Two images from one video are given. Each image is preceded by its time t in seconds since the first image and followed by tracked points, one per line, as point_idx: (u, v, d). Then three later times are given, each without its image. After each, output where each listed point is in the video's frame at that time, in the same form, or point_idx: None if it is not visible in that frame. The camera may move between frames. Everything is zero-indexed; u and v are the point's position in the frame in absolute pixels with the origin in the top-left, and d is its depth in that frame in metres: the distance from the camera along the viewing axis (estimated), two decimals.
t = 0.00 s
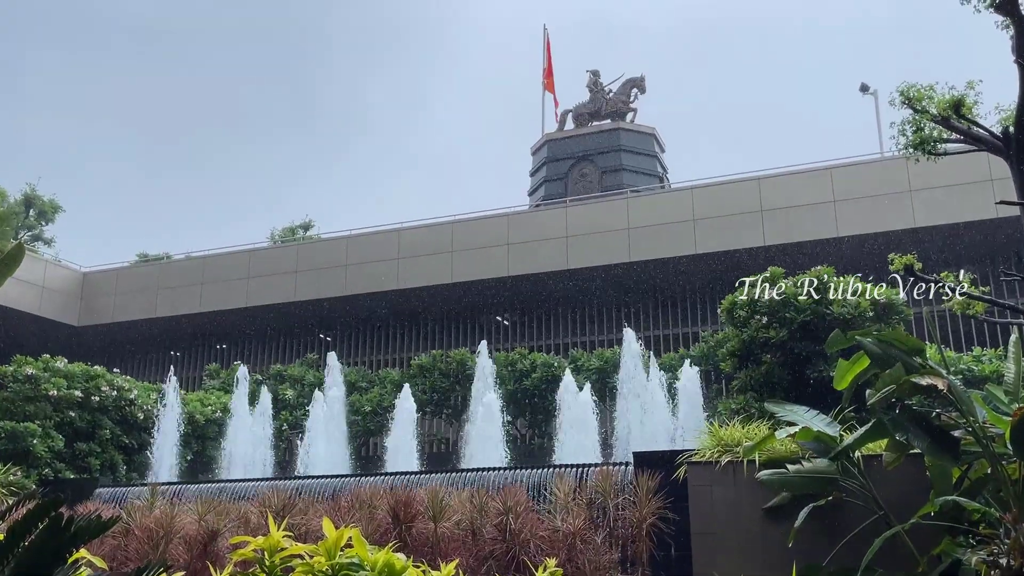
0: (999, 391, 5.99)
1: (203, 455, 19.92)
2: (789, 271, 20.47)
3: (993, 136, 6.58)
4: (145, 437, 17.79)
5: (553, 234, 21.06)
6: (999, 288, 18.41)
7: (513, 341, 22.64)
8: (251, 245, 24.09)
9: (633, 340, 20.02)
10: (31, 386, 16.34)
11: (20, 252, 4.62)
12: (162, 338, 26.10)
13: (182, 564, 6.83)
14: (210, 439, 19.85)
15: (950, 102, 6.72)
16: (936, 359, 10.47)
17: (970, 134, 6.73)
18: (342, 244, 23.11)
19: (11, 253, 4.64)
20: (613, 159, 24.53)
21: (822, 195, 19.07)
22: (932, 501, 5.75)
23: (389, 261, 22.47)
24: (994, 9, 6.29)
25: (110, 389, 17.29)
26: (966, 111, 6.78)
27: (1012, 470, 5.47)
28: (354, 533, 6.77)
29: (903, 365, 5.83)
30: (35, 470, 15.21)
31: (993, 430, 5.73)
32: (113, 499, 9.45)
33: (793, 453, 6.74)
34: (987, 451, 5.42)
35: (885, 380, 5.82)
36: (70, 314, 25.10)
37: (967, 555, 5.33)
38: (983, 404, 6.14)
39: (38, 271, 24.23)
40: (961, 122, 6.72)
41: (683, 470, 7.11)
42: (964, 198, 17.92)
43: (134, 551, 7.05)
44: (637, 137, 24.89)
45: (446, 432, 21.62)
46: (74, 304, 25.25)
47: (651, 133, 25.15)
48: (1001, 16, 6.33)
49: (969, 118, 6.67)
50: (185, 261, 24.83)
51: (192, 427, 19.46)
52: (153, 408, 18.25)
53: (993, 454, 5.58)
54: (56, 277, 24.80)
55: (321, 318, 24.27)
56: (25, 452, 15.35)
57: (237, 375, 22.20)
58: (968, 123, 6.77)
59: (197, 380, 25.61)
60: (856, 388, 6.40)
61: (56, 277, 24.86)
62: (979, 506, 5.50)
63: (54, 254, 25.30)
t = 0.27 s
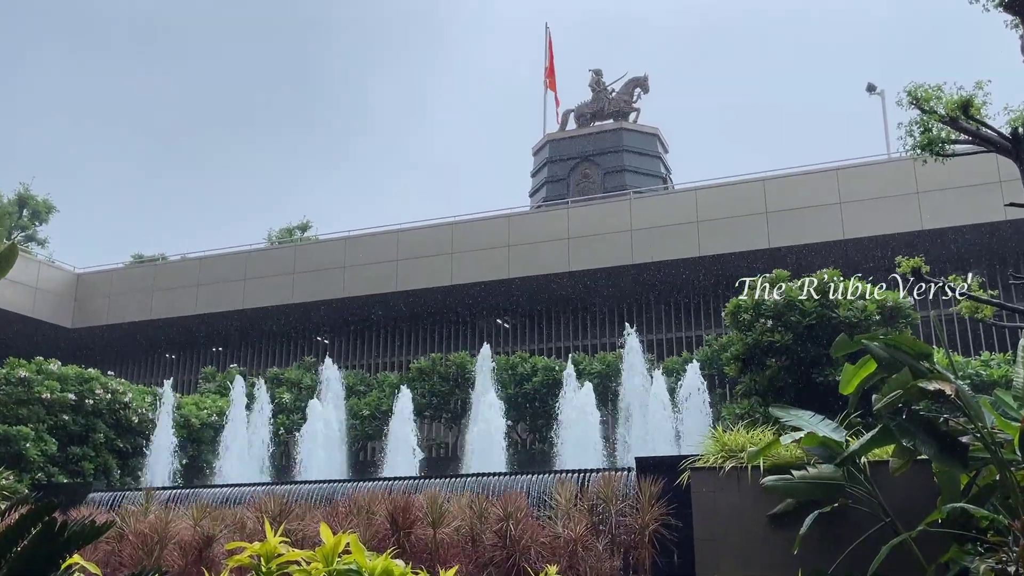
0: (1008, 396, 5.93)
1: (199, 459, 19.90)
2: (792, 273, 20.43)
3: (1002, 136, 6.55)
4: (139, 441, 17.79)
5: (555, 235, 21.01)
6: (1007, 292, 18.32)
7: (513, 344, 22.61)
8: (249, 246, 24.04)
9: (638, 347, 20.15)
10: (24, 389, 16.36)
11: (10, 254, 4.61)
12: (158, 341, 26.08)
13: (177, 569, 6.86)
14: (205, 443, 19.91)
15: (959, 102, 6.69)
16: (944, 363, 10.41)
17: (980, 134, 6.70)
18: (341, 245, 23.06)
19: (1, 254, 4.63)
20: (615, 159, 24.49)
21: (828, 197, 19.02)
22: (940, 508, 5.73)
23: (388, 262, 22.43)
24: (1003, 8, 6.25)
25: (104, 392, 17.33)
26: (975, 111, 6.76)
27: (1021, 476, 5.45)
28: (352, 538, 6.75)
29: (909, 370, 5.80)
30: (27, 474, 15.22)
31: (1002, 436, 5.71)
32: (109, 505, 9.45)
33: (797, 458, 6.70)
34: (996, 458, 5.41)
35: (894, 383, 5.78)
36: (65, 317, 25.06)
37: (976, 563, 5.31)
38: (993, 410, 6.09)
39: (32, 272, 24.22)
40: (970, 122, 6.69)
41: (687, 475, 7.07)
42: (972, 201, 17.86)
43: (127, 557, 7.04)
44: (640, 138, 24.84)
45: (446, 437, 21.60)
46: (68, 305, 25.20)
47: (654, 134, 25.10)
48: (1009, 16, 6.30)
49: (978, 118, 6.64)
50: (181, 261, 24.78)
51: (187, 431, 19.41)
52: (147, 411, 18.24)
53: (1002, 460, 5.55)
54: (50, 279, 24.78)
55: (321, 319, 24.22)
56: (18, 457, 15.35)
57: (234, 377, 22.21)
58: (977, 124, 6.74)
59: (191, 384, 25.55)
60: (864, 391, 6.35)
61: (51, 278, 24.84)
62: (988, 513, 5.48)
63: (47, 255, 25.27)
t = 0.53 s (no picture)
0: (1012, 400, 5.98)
1: (197, 462, 19.78)
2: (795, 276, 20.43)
3: (1007, 138, 6.57)
4: (138, 443, 17.79)
5: (557, 236, 20.99)
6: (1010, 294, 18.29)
7: (514, 347, 22.58)
8: (248, 246, 24.00)
9: (639, 349, 19.91)
10: (22, 390, 16.36)
11: (8, 254, 4.58)
12: (158, 342, 26.09)
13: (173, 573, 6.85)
14: (203, 445, 19.74)
15: (963, 104, 6.72)
16: (948, 366, 10.40)
17: (984, 135, 6.72)
18: (342, 246, 23.06)
19: None
20: (617, 160, 24.48)
21: (832, 198, 18.99)
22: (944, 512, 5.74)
23: (388, 262, 22.41)
24: (1007, 10, 6.27)
25: (103, 394, 17.33)
26: (979, 112, 6.78)
27: None
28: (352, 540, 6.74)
29: (913, 374, 5.82)
30: (26, 475, 15.22)
31: (1007, 440, 5.72)
32: (106, 508, 9.43)
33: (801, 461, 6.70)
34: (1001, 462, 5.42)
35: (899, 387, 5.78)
36: (63, 319, 25.03)
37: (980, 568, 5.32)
38: (996, 413, 6.13)
39: (31, 272, 24.24)
40: (975, 123, 6.71)
41: (688, 478, 7.07)
42: (978, 202, 17.86)
43: (124, 560, 7.02)
44: (642, 139, 24.83)
45: (447, 439, 21.57)
46: (67, 306, 25.20)
47: (657, 135, 25.10)
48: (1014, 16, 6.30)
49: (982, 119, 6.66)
50: (179, 262, 24.77)
51: (186, 433, 19.34)
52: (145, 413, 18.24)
53: (1007, 464, 5.56)
54: (49, 279, 24.79)
55: (322, 321, 24.18)
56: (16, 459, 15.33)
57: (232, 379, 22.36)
58: (981, 125, 6.76)
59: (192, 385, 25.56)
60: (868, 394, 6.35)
61: (50, 279, 24.85)
62: (992, 517, 5.49)
63: (45, 256, 25.25)
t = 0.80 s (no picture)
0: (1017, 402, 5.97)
1: (195, 463, 19.77)
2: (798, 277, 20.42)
3: (1012, 138, 6.59)
4: (136, 443, 17.80)
5: (559, 237, 20.98)
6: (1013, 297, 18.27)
7: (515, 348, 22.56)
8: (247, 246, 23.98)
9: (641, 354, 19.61)
10: (20, 390, 16.39)
11: (9, 254, 4.55)
12: (156, 343, 26.09)
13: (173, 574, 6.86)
14: (202, 446, 19.68)
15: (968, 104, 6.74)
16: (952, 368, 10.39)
17: (989, 135, 6.74)
18: (341, 246, 23.06)
19: None
20: (619, 160, 24.47)
21: (837, 199, 18.97)
22: (947, 515, 5.75)
23: (388, 263, 22.40)
24: (1011, 11, 6.29)
25: (102, 394, 17.30)
26: (984, 112, 6.80)
27: None
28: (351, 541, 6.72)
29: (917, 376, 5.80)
30: (23, 476, 15.23)
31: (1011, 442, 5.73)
32: (104, 509, 9.43)
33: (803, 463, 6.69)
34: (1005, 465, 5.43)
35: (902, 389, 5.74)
36: (63, 319, 25.02)
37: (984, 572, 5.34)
38: (1000, 415, 6.12)
39: (30, 272, 24.24)
40: (979, 123, 6.74)
41: (690, 480, 7.07)
42: (983, 203, 17.85)
43: (124, 561, 7.05)
44: (644, 139, 24.81)
45: (447, 441, 21.56)
46: (66, 306, 25.20)
47: (659, 135, 25.08)
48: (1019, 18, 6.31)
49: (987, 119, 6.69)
50: (179, 262, 24.76)
51: (186, 434, 19.29)
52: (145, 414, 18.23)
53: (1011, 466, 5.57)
54: (48, 279, 24.79)
55: (323, 321, 24.16)
56: (14, 460, 15.34)
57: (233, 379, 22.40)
58: (985, 126, 6.78)
59: (191, 386, 25.58)
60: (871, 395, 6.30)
61: (48, 278, 24.84)
62: (996, 521, 5.51)
63: (45, 256, 25.26)
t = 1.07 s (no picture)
0: None
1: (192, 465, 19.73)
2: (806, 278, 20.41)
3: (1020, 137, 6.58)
4: (132, 445, 17.78)
5: (561, 236, 20.93)
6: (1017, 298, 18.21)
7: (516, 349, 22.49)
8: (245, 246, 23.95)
9: (643, 351, 19.77)
10: (15, 391, 16.39)
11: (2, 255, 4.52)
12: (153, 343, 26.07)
13: None
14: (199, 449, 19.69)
15: (977, 102, 6.73)
16: (960, 370, 10.33)
17: (998, 134, 6.73)
18: (339, 246, 23.02)
19: None
20: (622, 159, 24.44)
21: (844, 199, 18.91)
22: (954, 520, 5.74)
23: (388, 263, 22.36)
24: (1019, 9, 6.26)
25: (97, 395, 17.27)
26: (992, 110, 6.78)
27: None
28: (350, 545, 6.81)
29: (924, 379, 5.79)
30: (18, 478, 15.22)
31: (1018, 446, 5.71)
32: (101, 512, 9.43)
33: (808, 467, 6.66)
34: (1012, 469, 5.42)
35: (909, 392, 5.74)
36: (57, 319, 24.97)
37: None
38: (1009, 417, 6.08)
39: (26, 272, 24.16)
40: (988, 122, 6.73)
41: (694, 483, 7.07)
42: (992, 202, 17.81)
43: (120, 565, 7.10)
44: (647, 138, 24.76)
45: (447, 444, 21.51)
46: (61, 305, 25.17)
47: (663, 134, 25.02)
48: None
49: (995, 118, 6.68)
50: (175, 262, 24.73)
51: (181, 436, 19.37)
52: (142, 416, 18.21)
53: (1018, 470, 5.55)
54: (43, 279, 24.74)
55: (324, 322, 24.12)
56: (10, 463, 15.32)
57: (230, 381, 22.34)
58: (994, 124, 6.77)
59: (187, 387, 25.56)
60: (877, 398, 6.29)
61: (43, 278, 24.78)
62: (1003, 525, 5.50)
63: (40, 255, 25.13)
